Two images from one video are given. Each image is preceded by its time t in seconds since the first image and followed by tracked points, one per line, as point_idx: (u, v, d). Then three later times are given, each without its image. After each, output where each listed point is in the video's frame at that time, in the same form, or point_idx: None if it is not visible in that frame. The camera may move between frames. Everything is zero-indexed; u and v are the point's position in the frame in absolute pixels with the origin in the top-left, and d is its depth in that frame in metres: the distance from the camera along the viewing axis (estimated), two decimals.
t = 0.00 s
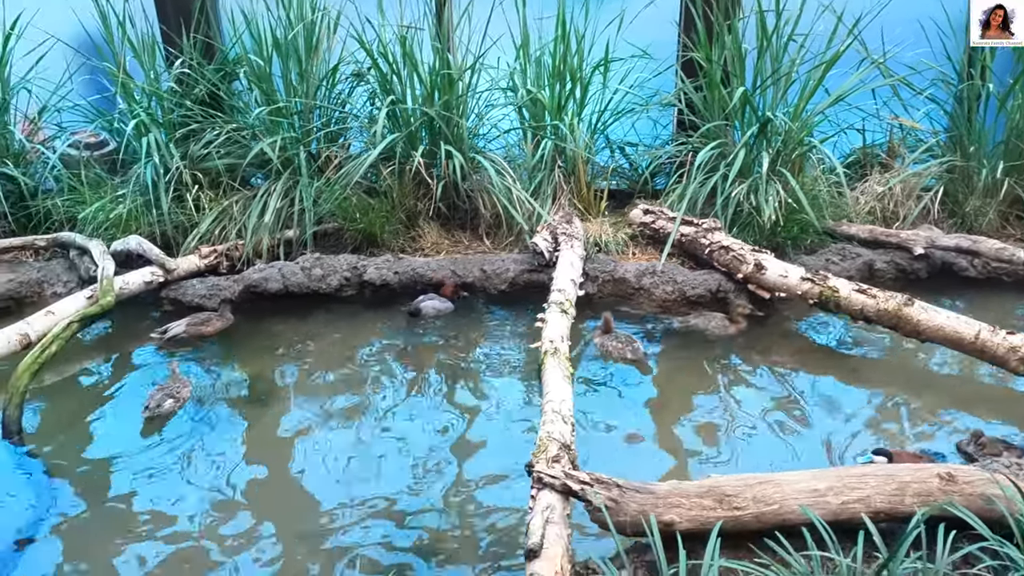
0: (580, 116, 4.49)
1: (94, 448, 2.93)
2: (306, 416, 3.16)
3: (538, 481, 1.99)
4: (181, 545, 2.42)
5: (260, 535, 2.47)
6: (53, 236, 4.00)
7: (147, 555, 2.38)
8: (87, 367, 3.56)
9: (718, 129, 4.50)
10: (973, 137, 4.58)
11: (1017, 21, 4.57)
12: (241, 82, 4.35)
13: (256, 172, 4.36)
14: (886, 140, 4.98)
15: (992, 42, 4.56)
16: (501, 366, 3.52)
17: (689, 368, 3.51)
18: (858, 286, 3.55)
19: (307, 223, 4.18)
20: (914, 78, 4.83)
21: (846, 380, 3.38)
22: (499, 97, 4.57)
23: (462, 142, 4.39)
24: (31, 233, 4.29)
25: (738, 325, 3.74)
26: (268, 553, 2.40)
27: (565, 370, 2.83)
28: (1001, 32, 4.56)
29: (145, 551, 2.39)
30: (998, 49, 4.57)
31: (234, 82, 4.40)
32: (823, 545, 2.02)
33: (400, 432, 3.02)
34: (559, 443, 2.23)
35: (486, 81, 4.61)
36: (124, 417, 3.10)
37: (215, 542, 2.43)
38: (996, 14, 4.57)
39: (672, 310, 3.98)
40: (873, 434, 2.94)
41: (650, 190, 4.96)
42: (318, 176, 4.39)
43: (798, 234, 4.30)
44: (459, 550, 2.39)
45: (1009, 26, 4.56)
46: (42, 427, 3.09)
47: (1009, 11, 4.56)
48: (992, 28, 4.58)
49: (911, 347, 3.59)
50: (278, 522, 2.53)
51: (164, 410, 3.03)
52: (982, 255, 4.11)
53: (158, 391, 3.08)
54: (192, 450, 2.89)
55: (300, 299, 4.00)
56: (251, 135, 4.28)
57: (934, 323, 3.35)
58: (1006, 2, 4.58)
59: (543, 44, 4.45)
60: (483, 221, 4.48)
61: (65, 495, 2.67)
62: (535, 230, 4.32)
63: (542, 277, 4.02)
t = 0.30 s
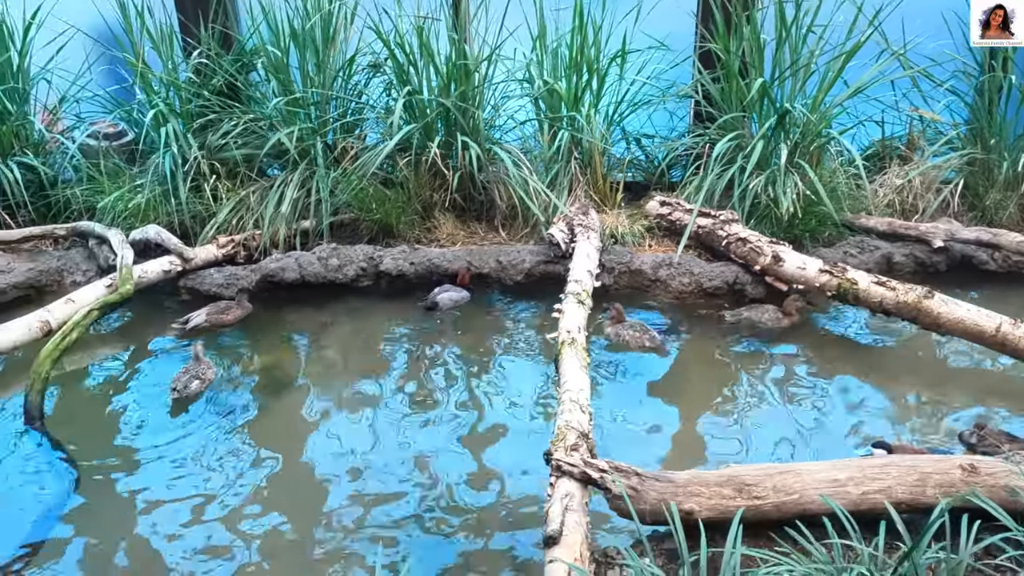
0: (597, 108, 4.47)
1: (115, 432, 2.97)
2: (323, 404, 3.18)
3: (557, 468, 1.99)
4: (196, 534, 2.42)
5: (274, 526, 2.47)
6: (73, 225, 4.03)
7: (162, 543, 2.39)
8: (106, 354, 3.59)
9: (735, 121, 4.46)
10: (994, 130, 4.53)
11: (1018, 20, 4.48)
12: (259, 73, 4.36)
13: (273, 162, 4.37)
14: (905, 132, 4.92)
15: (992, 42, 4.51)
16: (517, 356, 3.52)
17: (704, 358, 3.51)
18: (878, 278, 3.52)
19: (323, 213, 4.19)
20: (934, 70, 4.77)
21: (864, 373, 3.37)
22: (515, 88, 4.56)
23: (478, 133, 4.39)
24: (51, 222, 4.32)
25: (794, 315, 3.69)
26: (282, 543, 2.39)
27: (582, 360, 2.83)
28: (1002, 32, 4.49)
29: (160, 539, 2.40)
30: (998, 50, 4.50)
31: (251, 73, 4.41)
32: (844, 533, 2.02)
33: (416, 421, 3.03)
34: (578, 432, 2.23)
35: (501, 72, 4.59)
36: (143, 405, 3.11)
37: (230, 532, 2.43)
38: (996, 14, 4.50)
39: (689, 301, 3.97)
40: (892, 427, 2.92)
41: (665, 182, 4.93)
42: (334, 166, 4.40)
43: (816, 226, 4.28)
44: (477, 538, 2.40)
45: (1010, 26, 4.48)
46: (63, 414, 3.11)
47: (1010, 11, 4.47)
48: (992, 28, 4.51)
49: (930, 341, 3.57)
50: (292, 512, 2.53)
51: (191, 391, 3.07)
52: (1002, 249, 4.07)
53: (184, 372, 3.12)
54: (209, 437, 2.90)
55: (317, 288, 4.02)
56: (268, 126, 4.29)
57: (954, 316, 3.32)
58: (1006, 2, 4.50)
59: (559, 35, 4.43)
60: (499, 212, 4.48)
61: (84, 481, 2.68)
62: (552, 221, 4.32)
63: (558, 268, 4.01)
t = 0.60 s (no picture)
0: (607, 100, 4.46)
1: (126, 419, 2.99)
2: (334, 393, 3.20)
3: (568, 457, 1.99)
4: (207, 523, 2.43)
5: (281, 514, 2.48)
6: (85, 215, 4.05)
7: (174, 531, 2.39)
8: (118, 342, 3.61)
9: (746, 113, 4.45)
10: (1008, 122, 4.51)
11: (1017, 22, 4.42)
12: (270, 65, 4.36)
13: (283, 153, 4.38)
14: (917, 125, 4.89)
15: (991, 42, 4.44)
16: (527, 347, 3.52)
17: (712, 349, 3.51)
18: (889, 270, 3.51)
19: (333, 204, 4.20)
20: (948, 62, 4.74)
21: (875, 364, 3.35)
22: (525, 80, 4.55)
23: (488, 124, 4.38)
24: (63, 212, 4.34)
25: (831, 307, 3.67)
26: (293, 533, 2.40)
27: (593, 350, 2.83)
28: (1001, 32, 4.43)
29: (172, 528, 2.41)
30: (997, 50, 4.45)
31: (261, 64, 4.42)
32: (857, 522, 2.02)
33: (427, 411, 3.05)
34: (588, 421, 2.23)
35: (511, 64, 4.59)
36: (154, 394, 3.12)
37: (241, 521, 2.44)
38: (996, 14, 4.43)
39: (698, 293, 3.95)
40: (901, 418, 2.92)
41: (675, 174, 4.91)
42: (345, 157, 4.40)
43: (827, 219, 4.26)
44: (487, 526, 2.41)
45: (1010, 26, 4.42)
46: (75, 400, 3.14)
47: (1009, 12, 4.40)
48: (992, 28, 4.46)
49: (942, 334, 3.55)
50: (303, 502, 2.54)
51: (207, 375, 3.10)
52: (1015, 242, 4.05)
53: (202, 357, 3.16)
54: (219, 426, 2.91)
55: (327, 279, 4.03)
56: (279, 117, 4.30)
57: (966, 309, 3.31)
58: (1007, 1, 4.43)
59: (570, 27, 4.41)
60: (509, 205, 4.47)
61: (96, 466, 2.71)
62: (562, 213, 4.31)
63: (568, 260, 4.01)
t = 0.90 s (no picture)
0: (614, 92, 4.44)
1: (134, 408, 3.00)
2: (341, 383, 3.21)
3: (577, 444, 2.00)
4: (214, 512, 2.44)
5: (287, 502, 2.49)
6: (93, 205, 4.07)
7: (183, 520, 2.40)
8: (126, 332, 3.63)
9: (754, 105, 4.43)
10: (1018, 115, 4.48)
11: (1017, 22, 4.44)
12: (277, 56, 4.36)
13: (291, 145, 4.38)
14: (926, 118, 4.87)
15: (991, 43, 4.45)
16: (534, 338, 3.52)
17: (719, 341, 3.51)
18: (898, 262, 3.49)
19: (340, 196, 4.20)
20: (957, 54, 4.71)
21: (883, 355, 3.34)
22: (532, 71, 4.54)
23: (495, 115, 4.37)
24: (71, 203, 4.35)
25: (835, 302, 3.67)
26: (300, 522, 2.40)
27: (600, 340, 2.83)
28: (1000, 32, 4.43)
29: (179, 514, 2.42)
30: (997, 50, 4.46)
31: (269, 55, 4.42)
32: (866, 510, 2.02)
33: (433, 400, 3.05)
34: (596, 409, 2.24)
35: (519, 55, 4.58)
36: (162, 384, 3.14)
37: (249, 512, 2.44)
38: (996, 14, 4.44)
39: (705, 285, 3.95)
40: (906, 406, 2.91)
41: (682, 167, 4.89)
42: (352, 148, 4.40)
43: (835, 211, 4.24)
44: (494, 513, 2.41)
45: (1009, 26, 4.43)
46: (84, 389, 3.16)
47: (1009, 11, 4.41)
48: (992, 28, 4.46)
49: (950, 325, 3.54)
50: (309, 493, 2.54)
51: (218, 359, 3.16)
52: None
53: (213, 340, 3.22)
54: (225, 415, 2.92)
55: (335, 269, 4.04)
56: (287, 108, 4.30)
57: (975, 301, 3.29)
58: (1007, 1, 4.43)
59: (577, 18, 4.40)
60: (516, 197, 4.47)
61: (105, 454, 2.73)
62: (568, 204, 4.31)
63: (574, 251, 4.00)
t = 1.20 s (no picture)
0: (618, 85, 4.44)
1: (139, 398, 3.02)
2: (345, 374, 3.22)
3: (582, 434, 2.02)
4: (219, 501, 2.45)
5: (292, 493, 2.50)
6: (98, 197, 4.08)
7: (187, 511, 2.41)
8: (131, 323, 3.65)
9: (759, 98, 4.42)
10: None
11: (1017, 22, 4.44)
12: (282, 49, 4.36)
13: (295, 138, 4.39)
14: (931, 112, 4.86)
15: (991, 43, 4.46)
16: (538, 330, 3.52)
17: (722, 334, 3.52)
18: (903, 255, 3.49)
19: (345, 188, 4.21)
20: (962, 48, 4.70)
21: (887, 348, 3.34)
22: (536, 65, 4.54)
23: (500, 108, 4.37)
24: (76, 195, 4.36)
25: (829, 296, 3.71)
26: (304, 513, 2.41)
27: (604, 332, 2.83)
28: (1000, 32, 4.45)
29: (184, 504, 2.44)
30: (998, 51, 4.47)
31: (273, 48, 4.41)
32: (872, 500, 2.03)
33: (436, 392, 3.07)
34: (602, 400, 2.24)
35: (523, 49, 4.58)
36: (166, 375, 3.16)
37: (253, 502, 2.45)
38: (995, 14, 4.46)
39: (709, 278, 3.95)
40: (910, 398, 2.92)
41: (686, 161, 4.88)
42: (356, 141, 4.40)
43: (840, 204, 4.24)
44: (498, 504, 2.42)
45: (1009, 26, 4.44)
46: (90, 379, 3.18)
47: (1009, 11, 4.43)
48: (992, 28, 4.47)
49: (955, 319, 3.53)
50: (313, 483, 2.55)
51: (228, 346, 3.19)
52: None
53: (222, 329, 3.25)
54: (230, 406, 2.93)
55: (339, 262, 4.04)
56: (291, 100, 4.30)
57: (979, 294, 3.29)
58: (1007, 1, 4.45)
59: (582, 12, 4.39)
60: (520, 190, 4.46)
61: (111, 443, 2.75)
62: (573, 198, 4.31)
63: (579, 245, 4.01)
